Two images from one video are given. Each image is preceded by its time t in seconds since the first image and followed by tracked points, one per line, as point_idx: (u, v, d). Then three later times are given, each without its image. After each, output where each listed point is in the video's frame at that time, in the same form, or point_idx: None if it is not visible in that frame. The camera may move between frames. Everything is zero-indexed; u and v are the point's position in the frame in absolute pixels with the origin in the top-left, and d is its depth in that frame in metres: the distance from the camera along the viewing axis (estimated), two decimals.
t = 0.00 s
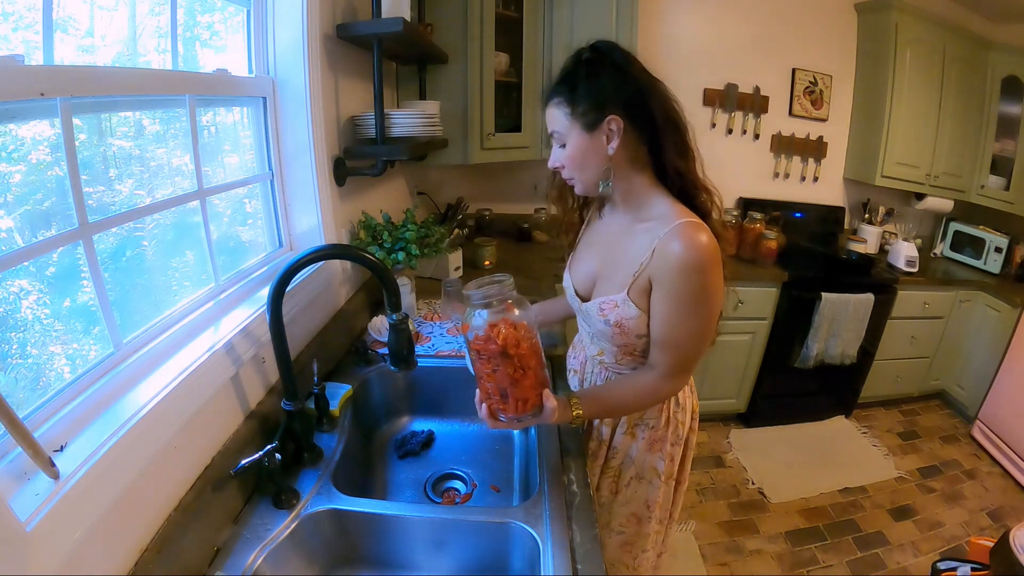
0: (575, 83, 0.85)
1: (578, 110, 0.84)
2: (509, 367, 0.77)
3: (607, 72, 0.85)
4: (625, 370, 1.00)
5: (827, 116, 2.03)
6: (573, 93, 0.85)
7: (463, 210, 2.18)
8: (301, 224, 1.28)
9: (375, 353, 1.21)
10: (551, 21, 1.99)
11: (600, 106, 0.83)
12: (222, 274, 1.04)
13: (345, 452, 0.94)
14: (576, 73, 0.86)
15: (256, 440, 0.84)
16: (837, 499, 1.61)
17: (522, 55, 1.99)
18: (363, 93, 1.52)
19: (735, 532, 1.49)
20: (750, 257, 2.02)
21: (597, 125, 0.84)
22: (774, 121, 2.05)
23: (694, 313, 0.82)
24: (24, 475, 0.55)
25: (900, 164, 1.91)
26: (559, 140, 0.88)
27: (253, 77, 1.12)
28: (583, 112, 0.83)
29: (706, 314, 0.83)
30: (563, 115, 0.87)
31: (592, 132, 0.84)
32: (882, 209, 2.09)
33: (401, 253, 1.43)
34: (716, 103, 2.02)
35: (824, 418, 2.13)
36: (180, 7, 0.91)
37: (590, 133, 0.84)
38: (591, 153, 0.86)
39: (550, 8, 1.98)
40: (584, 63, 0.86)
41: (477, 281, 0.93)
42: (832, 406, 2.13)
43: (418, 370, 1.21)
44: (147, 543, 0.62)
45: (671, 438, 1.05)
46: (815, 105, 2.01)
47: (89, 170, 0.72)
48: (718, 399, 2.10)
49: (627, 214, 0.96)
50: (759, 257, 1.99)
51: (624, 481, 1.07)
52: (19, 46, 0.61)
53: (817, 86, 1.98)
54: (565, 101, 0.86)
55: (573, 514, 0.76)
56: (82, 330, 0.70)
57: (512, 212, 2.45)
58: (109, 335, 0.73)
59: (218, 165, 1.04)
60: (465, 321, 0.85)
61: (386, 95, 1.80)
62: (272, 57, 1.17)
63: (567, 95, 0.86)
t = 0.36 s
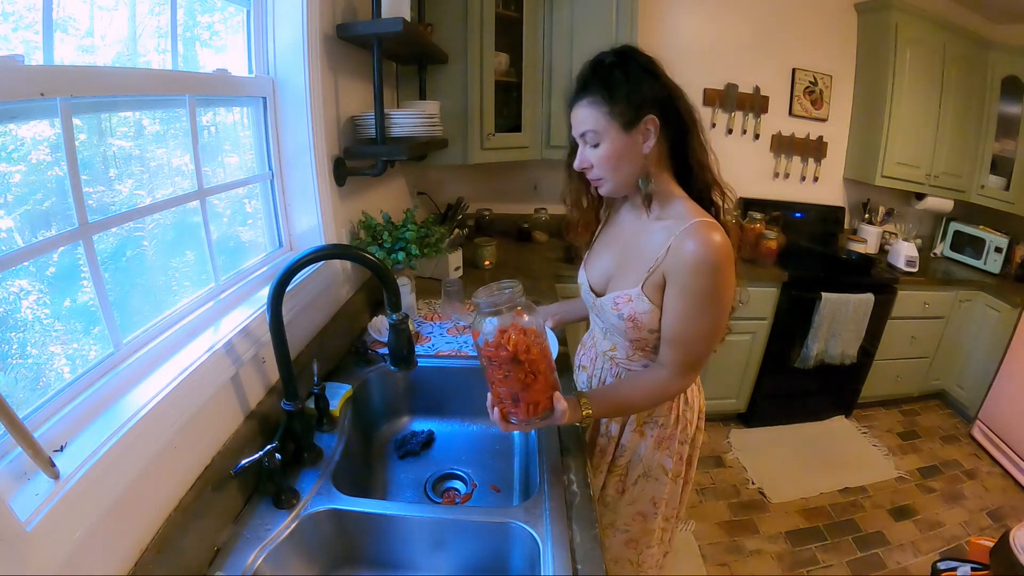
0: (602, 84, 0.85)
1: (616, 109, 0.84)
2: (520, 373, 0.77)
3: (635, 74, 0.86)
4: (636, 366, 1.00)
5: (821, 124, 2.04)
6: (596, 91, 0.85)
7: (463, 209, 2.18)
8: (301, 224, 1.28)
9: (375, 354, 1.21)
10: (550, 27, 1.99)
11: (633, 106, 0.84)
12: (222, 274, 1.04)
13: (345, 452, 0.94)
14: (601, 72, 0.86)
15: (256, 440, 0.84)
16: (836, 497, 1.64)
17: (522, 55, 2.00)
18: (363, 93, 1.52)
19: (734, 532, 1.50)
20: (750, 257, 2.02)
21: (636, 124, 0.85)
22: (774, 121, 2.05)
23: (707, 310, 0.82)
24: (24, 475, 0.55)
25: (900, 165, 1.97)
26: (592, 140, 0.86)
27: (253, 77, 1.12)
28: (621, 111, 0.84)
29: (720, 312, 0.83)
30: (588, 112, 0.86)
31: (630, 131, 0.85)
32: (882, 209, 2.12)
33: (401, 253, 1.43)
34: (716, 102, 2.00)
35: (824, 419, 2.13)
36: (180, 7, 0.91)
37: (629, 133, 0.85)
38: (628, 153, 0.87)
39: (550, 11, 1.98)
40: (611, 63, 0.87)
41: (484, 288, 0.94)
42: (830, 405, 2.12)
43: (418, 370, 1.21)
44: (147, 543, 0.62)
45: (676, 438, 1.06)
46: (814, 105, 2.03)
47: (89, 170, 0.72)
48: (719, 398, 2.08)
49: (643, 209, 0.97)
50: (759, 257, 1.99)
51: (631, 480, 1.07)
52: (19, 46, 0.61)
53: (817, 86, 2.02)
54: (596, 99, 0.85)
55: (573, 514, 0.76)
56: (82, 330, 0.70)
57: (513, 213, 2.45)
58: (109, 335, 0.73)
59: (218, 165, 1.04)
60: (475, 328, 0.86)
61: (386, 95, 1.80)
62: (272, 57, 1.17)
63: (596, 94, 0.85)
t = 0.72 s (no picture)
0: (589, 91, 0.71)
1: (608, 115, 0.67)
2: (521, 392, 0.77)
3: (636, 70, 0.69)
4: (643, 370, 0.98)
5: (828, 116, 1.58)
6: (583, 106, 0.72)
7: (463, 209, 2.19)
8: (301, 224, 1.27)
9: (375, 354, 1.22)
10: (551, 24, 2.04)
11: (631, 110, 0.66)
12: (222, 274, 1.04)
13: (345, 452, 0.94)
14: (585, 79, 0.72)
15: (256, 441, 0.84)
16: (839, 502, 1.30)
17: (522, 55, 2.00)
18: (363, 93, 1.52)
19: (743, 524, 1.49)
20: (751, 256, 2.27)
21: (638, 128, 0.67)
22: (772, 120, 1.79)
23: (699, 313, 0.81)
24: (24, 475, 0.54)
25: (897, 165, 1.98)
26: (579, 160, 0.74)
27: (253, 77, 1.12)
28: (617, 116, 0.66)
29: (711, 315, 0.82)
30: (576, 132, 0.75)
31: (631, 138, 0.67)
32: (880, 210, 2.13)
33: (401, 253, 1.43)
34: (716, 102, 1.92)
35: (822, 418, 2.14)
36: (180, 7, 0.91)
37: (627, 142, 0.67)
38: (641, 157, 0.66)
39: (550, 9, 2.04)
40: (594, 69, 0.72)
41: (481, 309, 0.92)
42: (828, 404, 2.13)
43: (418, 369, 1.21)
44: (147, 543, 0.62)
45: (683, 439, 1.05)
46: (815, 105, 1.63)
47: (89, 170, 0.72)
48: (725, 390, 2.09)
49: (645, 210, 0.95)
50: (759, 257, 2.22)
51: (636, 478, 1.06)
52: (19, 45, 0.61)
53: (818, 86, 1.63)
54: (583, 111, 0.72)
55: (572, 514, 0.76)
56: (82, 330, 0.70)
57: (513, 213, 2.44)
58: (109, 335, 0.73)
59: (218, 165, 1.04)
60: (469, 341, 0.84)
61: (386, 95, 1.81)
62: (272, 56, 1.17)
63: (584, 105, 0.72)
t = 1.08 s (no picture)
0: (584, 97, 0.69)
1: (606, 121, 0.66)
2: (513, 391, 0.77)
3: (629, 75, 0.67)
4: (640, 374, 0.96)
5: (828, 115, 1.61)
6: (578, 110, 0.70)
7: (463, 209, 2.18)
8: (301, 224, 1.27)
9: (375, 353, 1.22)
10: (551, 23, 2.04)
11: (632, 116, 0.65)
12: (222, 274, 1.04)
13: (345, 452, 0.94)
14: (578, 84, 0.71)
15: (256, 441, 0.84)
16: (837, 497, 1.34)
17: (522, 55, 2.00)
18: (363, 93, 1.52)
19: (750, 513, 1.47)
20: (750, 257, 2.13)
21: (638, 133, 0.66)
22: (774, 121, 1.84)
23: (693, 313, 0.81)
24: (24, 475, 0.54)
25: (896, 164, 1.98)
26: (574, 166, 0.72)
27: (253, 77, 1.12)
28: (616, 122, 0.65)
29: (705, 315, 0.82)
30: (570, 137, 0.72)
31: (631, 143, 0.66)
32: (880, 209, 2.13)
33: (401, 253, 1.43)
34: (716, 102, 1.89)
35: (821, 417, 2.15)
36: (180, 7, 0.91)
37: (627, 148, 0.66)
38: (641, 162, 0.65)
39: (549, 8, 2.03)
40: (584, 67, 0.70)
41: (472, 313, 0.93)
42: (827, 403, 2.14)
43: (418, 369, 1.21)
44: (147, 543, 0.62)
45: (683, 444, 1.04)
46: (815, 105, 1.66)
47: (89, 170, 0.72)
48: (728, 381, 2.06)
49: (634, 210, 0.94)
50: (759, 257, 2.09)
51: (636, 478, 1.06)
52: (19, 46, 0.61)
53: (817, 86, 1.63)
54: (578, 116, 0.70)
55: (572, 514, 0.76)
56: (82, 330, 0.70)
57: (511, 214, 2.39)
58: (109, 335, 0.73)
59: (218, 165, 1.04)
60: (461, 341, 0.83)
61: (386, 95, 1.81)
62: (272, 56, 1.17)
63: (578, 110, 0.70)
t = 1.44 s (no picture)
0: (618, 96, 0.66)
1: (648, 121, 0.65)
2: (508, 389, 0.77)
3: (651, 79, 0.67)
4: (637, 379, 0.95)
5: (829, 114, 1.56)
6: (609, 110, 0.67)
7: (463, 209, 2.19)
8: (301, 224, 1.27)
9: (375, 353, 1.22)
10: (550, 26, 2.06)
11: (671, 116, 0.66)
12: (222, 274, 1.04)
13: (345, 451, 0.94)
14: (603, 85, 0.68)
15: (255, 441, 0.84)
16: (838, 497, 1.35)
17: (522, 55, 2.01)
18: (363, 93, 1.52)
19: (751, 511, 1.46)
20: (750, 256, 2.34)
21: (678, 133, 0.67)
22: (774, 121, 1.78)
23: (691, 312, 0.81)
24: (24, 475, 0.54)
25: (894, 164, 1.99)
26: (604, 167, 0.69)
27: (253, 77, 1.12)
28: (660, 121, 0.64)
29: (704, 315, 0.82)
30: (598, 138, 0.68)
31: (672, 141, 0.66)
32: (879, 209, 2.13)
33: (401, 253, 1.43)
34: (716, 103, 1.86)
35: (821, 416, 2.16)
36: (180, 7, 0.91)
37: (669, 147, 0.66)
38: (682, 159, 0.66)
39: (549, 8, 2.06)
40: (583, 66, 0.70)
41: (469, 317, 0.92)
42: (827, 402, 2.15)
43: (418, 369, 1.21)
44: (147, 543, 0.62)
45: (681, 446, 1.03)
46: (815, 105, 1.63)
47: (89, 170, 0.72)
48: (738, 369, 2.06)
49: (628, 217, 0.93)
50: (759, 256, 2.30)
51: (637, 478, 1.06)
52: (18, 46, 0.61)
53: (818, 86, 1.62)
54: (612, 116, 0.66)
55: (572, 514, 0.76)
56: (82, 330, 0.70)
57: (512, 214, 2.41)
58: (109, 335, 0.73)
59: (218, 165, 1.04)
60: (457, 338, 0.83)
61: (386, 95, 1.81)
62: (272, 56, 1.17)
63: (610, 109, 0.67)
